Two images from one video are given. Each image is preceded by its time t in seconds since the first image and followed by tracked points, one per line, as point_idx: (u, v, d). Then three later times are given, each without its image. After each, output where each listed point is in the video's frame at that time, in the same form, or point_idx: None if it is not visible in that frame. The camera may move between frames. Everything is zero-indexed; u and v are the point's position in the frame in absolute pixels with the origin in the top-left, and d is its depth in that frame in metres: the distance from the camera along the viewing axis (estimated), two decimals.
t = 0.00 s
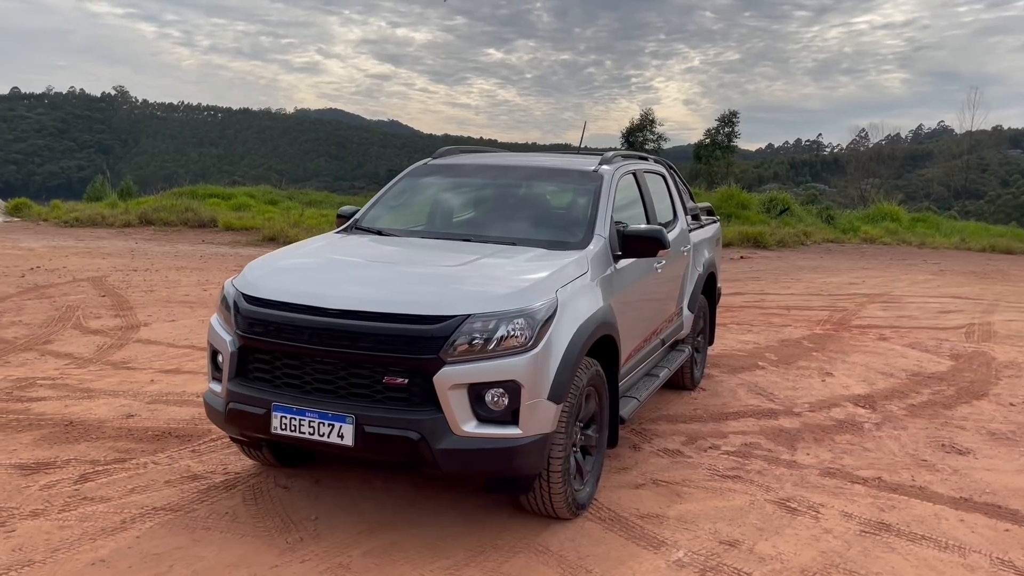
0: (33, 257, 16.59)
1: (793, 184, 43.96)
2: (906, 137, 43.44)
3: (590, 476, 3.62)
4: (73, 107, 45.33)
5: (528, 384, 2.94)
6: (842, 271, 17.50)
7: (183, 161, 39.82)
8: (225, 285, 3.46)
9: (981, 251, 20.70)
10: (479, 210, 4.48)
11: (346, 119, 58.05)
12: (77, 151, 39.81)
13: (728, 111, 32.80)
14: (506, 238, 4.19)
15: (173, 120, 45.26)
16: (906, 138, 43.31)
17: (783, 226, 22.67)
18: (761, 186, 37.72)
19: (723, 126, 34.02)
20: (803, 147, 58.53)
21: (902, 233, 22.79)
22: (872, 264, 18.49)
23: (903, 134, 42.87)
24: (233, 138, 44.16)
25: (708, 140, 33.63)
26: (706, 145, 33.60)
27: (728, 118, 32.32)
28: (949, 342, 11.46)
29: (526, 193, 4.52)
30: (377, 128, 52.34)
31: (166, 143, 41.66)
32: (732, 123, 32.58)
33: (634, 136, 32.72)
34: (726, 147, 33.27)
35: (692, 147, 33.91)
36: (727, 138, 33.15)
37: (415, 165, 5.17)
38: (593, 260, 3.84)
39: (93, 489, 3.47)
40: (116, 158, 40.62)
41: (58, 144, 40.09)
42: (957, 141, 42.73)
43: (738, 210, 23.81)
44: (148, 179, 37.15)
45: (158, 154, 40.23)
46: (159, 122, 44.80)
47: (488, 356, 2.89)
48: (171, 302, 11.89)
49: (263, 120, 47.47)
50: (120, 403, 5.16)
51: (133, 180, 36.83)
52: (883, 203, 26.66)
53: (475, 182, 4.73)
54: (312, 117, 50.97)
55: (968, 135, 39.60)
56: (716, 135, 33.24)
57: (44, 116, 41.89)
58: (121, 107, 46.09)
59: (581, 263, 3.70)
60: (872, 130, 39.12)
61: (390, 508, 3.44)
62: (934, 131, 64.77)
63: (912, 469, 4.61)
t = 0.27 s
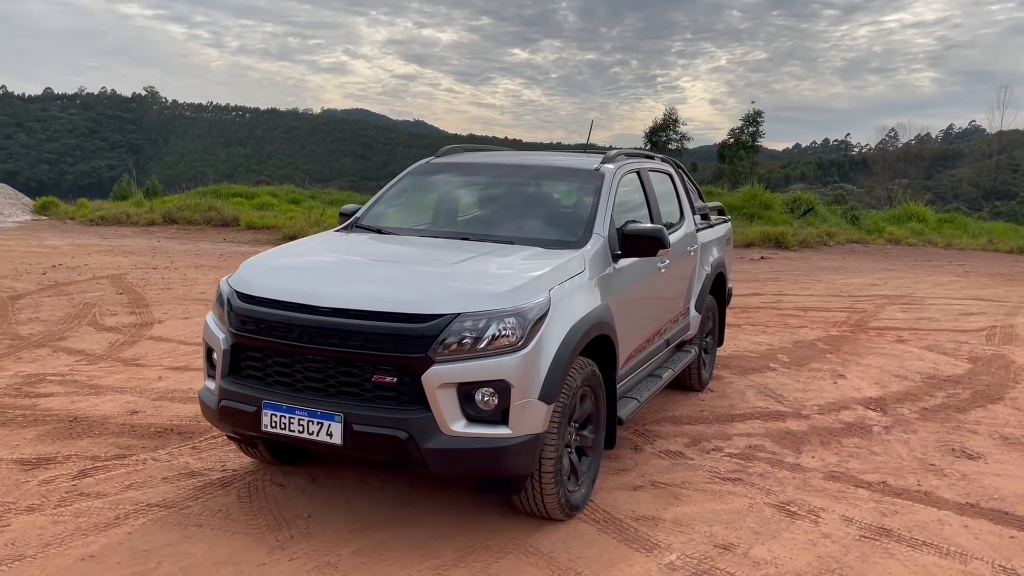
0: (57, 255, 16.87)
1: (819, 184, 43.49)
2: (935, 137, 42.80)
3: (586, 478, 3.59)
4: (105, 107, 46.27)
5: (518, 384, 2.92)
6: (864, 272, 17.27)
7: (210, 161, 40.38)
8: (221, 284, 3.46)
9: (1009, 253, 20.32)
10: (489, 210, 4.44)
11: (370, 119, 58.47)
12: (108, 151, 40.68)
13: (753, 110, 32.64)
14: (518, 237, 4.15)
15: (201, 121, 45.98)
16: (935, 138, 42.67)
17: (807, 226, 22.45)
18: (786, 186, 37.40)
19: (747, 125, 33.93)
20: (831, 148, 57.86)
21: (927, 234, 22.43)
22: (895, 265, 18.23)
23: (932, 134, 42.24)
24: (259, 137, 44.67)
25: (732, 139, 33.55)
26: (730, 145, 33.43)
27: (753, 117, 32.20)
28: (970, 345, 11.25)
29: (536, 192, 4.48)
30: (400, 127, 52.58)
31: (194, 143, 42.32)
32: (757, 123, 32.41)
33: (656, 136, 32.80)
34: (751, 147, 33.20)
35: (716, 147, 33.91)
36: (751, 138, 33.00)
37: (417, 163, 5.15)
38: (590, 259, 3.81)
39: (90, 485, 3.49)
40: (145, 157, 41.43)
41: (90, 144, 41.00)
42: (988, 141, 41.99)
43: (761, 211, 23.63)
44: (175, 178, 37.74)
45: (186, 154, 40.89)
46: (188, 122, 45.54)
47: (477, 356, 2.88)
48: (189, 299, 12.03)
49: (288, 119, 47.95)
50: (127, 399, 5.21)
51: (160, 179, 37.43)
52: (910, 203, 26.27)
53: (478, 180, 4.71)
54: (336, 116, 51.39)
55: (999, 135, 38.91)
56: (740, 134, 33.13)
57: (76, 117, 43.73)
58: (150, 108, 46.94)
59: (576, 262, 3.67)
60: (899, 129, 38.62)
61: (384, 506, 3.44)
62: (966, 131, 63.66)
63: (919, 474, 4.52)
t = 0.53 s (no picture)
0: (81, 254, 17.16)
1: (846, 186, 42.98)
2: (965, 139, 42.11)
3: (578, 483, 3.56)
4: (135, 109, 47.16)
5: (504, 387, 2.90)
6: (886, 276, 17.03)
7: (238, 163, 40.96)
8: (213, 285, 3.47)
9: None
10: (497, 211, 4.41)
11: (394, 120, 58.87)
12: (138, 152, 41.49)
13: (779, 112, 32.50)
14: (530, 239, 4.11)
15: (230, 122, 46.74)
16: (965, 140, 41.97)
17: (830, 229, 22.21)
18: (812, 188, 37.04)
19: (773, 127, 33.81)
20: (859, 150, 57.17)
21: (954, 238, 22.06)
22: (919, 269, 17.95)
23: (962, 136, 41.57)
24: (283, 138, 45.16)
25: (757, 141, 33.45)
26: (756, 146, 33.66)
27: (778, 119, 32.08)
28: (992, 352, 11.03)
29: (538, 194, 4.45)
30: (423, 127, 52.82)
31: (221, 144, 42.94)
32: (783, 124, 32.18)
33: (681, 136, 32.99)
34: (777, 149, 33.00)
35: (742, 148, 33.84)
36: (778, 139, 32.90)
37: (418, 165, 5.14)
38: (584, 262, 3.78)
39: (84, 484, 3.51)
40: (174, 158, 42.22)
41: (122, 145, 41.85)
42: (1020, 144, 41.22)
43: (785, 213, 23.41)
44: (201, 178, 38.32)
45: (215, 154, 41.58)
46: (216, 124, 46.28)
47: (463, 359, 2.86)
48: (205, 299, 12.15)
49: (314, 120, 48.46)
50: (130, 399, 5.25)
51: (187, 179, 38.02)
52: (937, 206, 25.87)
53: (478, 182, 4.69)
54: (359, 116, 51.79)
55: None
56: (766, 135, 33.02)
57: (108, 118, 44.84)
58: (180, 109, 47.76)
59: (570, 265, 3.64)
60: (926, 131, 38.15)
61: (374, 509, 3.43)
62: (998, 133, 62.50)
63: (924, 483, 4.44)
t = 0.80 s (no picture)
0: (104, 254, 17.39)
1: (874, 190, 42.46)
2: (997, 143, 41.39)
3: (576, 489, 3.54)
4: (167, 111, 47.98)
5: (498, 392, 2.88)
6: (911, 281, 16.78)
7: (266, 164, 41.41)
8: (214, 287, 3.49)
9: None
10: (509, 214, 4.37)
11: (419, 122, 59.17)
12: (169, 154, 42.17)
13: (806, 115, 32.24)
14: (541, 243, 4.09)
15: (260, 124, 47.31)
16: (998, 144, 41.25)
17: (856, 233, 21.89)
18: (839, 192, 36.65)
19: (800, 129, 33.60)
20: (889, 154, 56.44)
21: (984, 243, 21.67)
22: (945, 274, 17.66)
23: (994, 140, 40.89)
24: (310, 139, 45.60)
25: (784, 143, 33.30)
26: (782, 149, 33.47)
27: (805, 121, 31.91)
28: (1016, 360, 10.81)
29: (543, 197, 4.43)
30: (447, 129, 52.99)
31: (250, 146, 43.52)
32: (810, 127, 31.97)
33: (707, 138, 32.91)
34: (804, 152, 32.80)
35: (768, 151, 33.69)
36: (804, 142, 32.64)
37: (425, 167, 5.14)
38: (585, 266, 3.75)
39: (86, 483, 3.55)
40: (205, 160, 42.90)
41: (153, 146, 42.58)
42: None
43: (810, 216, 23.17)
44: (228, 180, 38.85)
45: (244, 156, 42.13)
46: (246, 126, 46.88)
47: (457, 363, 2.85)
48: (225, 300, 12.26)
49: (341, 123, 48.91)
50: (138, 399, 5.30)
51: (213, 181, 38.53)
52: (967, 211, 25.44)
53: (484, 185, 4.67)
54: (384, 118, 52.11)
55: None
56: (793, 138, 32.89)
57: (140, 120, 45.68)
58: (210, 111, 48.50)
59: (570, 269, 3.62)
60: (957, 134, 37.55)
61: (371, 513, 3.43)
62: None
63: (934, 493, 4.36)
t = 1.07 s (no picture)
0: (129, 255, 17.62)
1: (904, 195, 41.85)
2: None
3: (579, 494, 3.48)
4: (199, 114, 48.76)
5: (496, 394, 2.84)
6: (939, 287, 16.47)
7: (295, 167, 41.81)
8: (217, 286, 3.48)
9: None
10: (519, 216, 4.34)
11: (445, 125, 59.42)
12: (200, 156, 42.79)
13: (834, 119, 31.98)
14: (546, 244, 4.05)
15: (290, 127, 47.87)
16: None
17: (884, 237, 21.54)
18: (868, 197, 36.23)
19: (828, 133, 33.37)
20: (921, 159, 55.62)
21: (1016, 248, 21.21)
22: (974, 280, 17.31)
23: None
24: (337, 142, 46.00)
25: (811, 147, 33.13)
26: (810, 153, 33.26)
27: (833, 125, 31.72)
28: None
29: (550, 198, 4.40)
30: (472, 132, 53.21)
31: (280, 148, 44.09)
32: (838, 131, 31.70)
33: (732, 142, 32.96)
34: (832, 156, 32.51)
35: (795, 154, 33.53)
36: (833, 146, 32.41)
37: (434, 167, 5.12)
38: (590, 268, 3.70)
39: (89, 482, 3.56)
40: (236, 162, 43.44)
41: (184, 149, 43.25)
42: None
43: (838, 221, 22.88)
44: (256, 182, 39.34)
45: (273, 159, 42.67)
46: (276, 129, 47.46)
47: (454, 365, 2.81)
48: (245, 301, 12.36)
49: (369, 126, 49.28)
50: (148, 398, 5.32)
51: (240, 183, 39.00)
52: (1000, 216, 24.95)
53: (491, 186, 4.64)
54: (410, 121, 52.40)
55: None
56: (820, 142, 32.76)
57: (172, 123, 46.49)
58: (241, 114, 49.20)
59: (573, 271, 3.57)
60: (990, 139, 36.92)
61: (370, 516, 3.39)
62: None
63: (950, 504, 4.24)
